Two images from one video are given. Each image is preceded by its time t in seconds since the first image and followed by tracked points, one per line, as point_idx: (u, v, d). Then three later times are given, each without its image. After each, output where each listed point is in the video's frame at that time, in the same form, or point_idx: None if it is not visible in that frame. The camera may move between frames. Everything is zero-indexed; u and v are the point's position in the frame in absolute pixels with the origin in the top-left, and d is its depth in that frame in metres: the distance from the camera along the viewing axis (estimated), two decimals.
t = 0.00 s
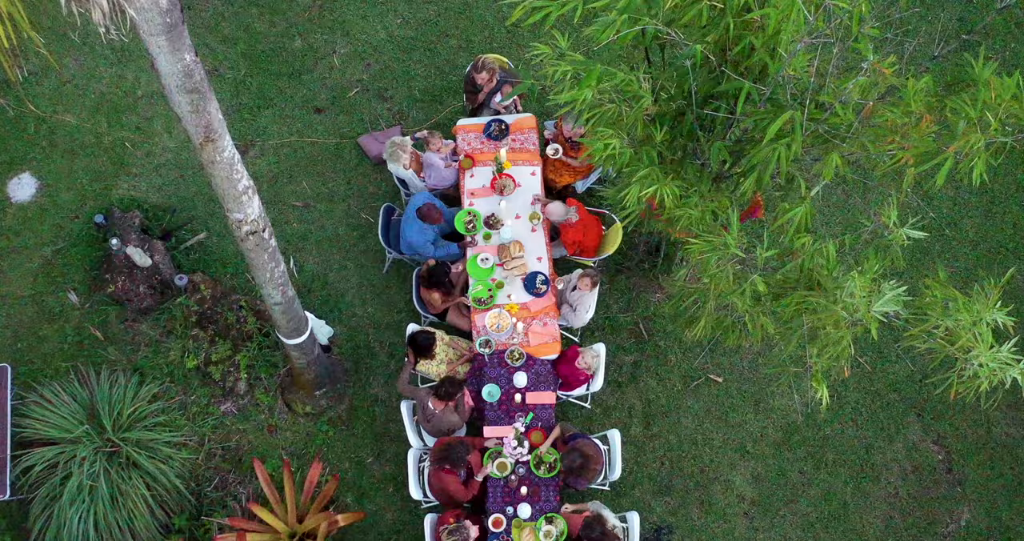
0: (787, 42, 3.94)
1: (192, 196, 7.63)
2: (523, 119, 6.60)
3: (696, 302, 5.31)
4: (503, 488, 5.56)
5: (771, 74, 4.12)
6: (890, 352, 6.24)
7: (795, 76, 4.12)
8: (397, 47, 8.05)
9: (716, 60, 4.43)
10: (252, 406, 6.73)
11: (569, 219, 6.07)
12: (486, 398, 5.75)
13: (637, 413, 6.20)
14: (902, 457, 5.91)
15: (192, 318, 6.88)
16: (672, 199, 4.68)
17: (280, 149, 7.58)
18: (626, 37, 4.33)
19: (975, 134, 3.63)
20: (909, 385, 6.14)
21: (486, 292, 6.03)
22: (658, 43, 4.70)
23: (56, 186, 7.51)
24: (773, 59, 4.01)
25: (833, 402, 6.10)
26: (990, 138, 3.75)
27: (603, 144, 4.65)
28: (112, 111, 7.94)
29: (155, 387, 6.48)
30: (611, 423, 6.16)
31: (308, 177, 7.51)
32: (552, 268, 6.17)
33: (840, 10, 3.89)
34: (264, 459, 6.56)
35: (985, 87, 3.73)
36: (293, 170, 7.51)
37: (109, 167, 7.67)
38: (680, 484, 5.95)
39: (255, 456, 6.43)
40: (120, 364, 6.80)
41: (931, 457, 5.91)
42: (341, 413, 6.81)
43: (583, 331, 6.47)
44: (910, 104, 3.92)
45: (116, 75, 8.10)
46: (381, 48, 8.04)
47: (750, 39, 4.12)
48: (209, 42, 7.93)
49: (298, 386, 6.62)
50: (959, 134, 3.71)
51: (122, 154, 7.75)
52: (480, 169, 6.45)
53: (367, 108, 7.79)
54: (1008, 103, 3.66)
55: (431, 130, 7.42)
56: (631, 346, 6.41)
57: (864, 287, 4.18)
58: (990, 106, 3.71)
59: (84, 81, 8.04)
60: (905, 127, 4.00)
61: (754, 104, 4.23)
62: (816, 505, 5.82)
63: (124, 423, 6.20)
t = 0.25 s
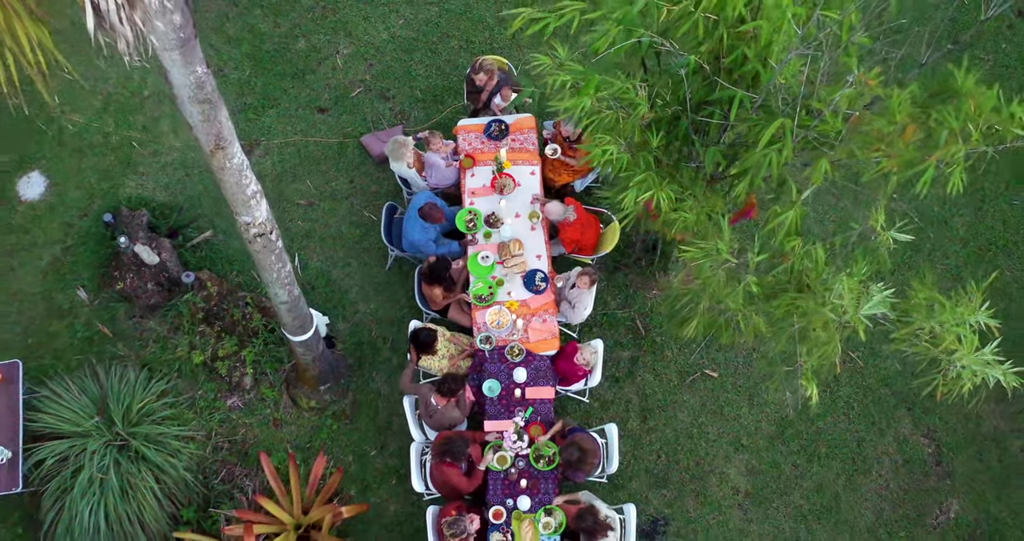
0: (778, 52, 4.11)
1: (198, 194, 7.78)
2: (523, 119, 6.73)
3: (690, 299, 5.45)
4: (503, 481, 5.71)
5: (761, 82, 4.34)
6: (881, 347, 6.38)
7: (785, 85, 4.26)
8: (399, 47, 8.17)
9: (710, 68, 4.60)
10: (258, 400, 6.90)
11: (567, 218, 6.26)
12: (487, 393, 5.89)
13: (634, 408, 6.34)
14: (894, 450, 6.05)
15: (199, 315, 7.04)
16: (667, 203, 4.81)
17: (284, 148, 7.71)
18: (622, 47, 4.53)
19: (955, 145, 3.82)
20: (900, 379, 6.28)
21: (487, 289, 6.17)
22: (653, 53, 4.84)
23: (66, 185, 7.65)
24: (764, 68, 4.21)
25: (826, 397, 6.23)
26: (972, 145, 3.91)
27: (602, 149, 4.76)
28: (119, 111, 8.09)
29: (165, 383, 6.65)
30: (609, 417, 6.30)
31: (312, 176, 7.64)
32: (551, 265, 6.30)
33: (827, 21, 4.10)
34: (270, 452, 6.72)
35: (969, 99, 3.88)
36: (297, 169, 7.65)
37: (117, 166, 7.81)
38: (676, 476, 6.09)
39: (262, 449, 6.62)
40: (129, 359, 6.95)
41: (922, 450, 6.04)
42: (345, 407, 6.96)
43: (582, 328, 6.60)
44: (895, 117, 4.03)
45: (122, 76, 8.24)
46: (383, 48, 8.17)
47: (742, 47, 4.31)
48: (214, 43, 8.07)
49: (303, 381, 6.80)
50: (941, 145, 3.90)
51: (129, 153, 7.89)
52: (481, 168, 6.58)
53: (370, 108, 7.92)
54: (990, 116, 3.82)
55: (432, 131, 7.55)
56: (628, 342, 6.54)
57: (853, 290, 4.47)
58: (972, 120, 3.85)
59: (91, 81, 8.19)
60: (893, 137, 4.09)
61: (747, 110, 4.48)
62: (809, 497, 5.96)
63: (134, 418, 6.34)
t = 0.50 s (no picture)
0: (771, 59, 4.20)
1: (204, 192, 7.92)
2: (522, 118, 6.84)
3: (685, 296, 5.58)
4: (503, 472, 5.87)
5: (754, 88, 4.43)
6: (874, 341, 6.50)
7: (777, 90, 4.41)
8: (401, 47, 8.29)
9: (704, 74, 4.70)
10: (263, 394, 7.07)
11: (566, 215, 6.37)
12: (488, 386, 6.03)
13: (631, 401, 6.48)
14: (885, 442, 6.18)
15: (206, 310, 7.18)
16: (663, 204, 4.93)
17: (288, 146, 7.84)
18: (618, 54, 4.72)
19: (938, 154, 4.02)
20: (892, 373, 6.41)
21: (487, 285, 6.30)
22: (648, 58, 4.95)
23: (74, 182, 7.80)
24: (756, 74, 4.32)
25: (819, 390, 6.36)
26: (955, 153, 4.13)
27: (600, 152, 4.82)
28: (126, 109, 8.23)
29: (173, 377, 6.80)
30: (607, 410, 6.44)
31: (316, 173, 7.78)
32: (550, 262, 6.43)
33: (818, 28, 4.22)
34: (276, 444, 6.89)
35: (952, 108, 4.08)
36: (301, 166, 7.78)
37: (124, 163, 7.96)
38: (672, 468, 6.23)
39: (268, 441, 6.77)
40: (137, 353, 7.10)
41: (913, 442, 6.17)
42: (348, 401, 7.12)
43: (580, 323, 6.74)
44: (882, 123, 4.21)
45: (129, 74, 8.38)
46: (386, 48, 8.28)
47: (735, 55, 4.43)
48: (219, 43, 8.19)
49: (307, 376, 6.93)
50: (925, 152, 4.13)
51: (136, 151, 8.04)
52: (481, 166, 6.70)
53: (372, 106, 8.05)
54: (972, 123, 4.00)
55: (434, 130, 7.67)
56: (626, 336, 6.67)
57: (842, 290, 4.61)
58: (956, 126, 4.04)
59: (98, 80, 8.32)
60: (880, 144, 4.33)
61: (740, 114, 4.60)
62: (802, 488, 6.10)
63: (143, 412, 6.48)
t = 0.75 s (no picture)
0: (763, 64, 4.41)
1: (210, 188, 8.06)
2: (522, 116, 6.96)
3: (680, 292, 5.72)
4: (504, 463, 6.01)
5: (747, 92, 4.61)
6: (867, 335, 6.62)
7: (770, 94, 4.54)
8: (403, 45, 8.40)
9: (698, 78, 4.87)
10: (269, 386, 7.23)
11: (566, 212, 6.49)
12: (488, 379, 6.17)
13: (629, 393, 6.61)
14: (877, 433, 6.31)
15: (212, 304, 7.33)
16: (659, 203, 5.06)
17: (292, 143, 7.97)
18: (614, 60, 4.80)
19: (925, 159, 4.14)
20: (885, 366, 6.53)
21: (488, 280, 6.41)
22: (645, 62, 5.13)
23: (81, 178, 7.94)
24: (749, 78, 4.51)
25: (813, 383, 6.48)
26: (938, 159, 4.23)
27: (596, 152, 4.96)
28: (133, 107, 8.37)
29: (181, 370, 6.96)
30: (605, 402, 6.58)
31: (319, 170, 7.91)
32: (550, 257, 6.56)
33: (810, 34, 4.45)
34: (281, 436, 7.05)
35: (938, 113, 4.18)
36: (304, 163, 7.91)
37: (131, 160, 8.10)
38: (668, 458, 6.38)
39: (273, 433, 6.94)
40: (145, 346, 7.26)
41: (904, 433, 6.30)
42: (352, 393, 7.26)
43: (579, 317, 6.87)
44: (869, 128, 4.33)
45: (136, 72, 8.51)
46: (388, 46, 8.40)
47: (729, 60, 4.63)
48: (224, 41, 8.32)
49: (312, 368, 7.13)
50: (913, 157, 4.22)
51: (143, 148, 8.18)
52: (482, 163, 6.81)
53: (375, 104, 8.17)
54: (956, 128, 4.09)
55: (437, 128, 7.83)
56: (624, 330, 6.80)
57: (832, 287, 4.72)
58: (942, 131, 4.14)
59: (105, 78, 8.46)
60: (867, 148, 4.41)
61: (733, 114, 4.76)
62: (796, 478, 6.24)
63: (152, 404, 6.64)
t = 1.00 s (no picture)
0: (754, 70, 4.51)
1: (215, 184, 8.19)
2: (521, 114, 7.06)
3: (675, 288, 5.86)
4: (503, 454, 6.16)
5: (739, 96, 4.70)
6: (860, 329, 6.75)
7: (761, 97, 4.66)
8: (404, 43, 8.52)
9: (692, 82, 4.97)
10: (273, 378, 7.38)
11: (566, 208, 6.62)
12: (488, 372, 6.32)
13: (626, 385, 6.75)
14: (868, 425, 6.45)
15: (218, 298, 7.50)
16: (654, 203, 5.20)
17: (296, 140, 8.11)
18: (610, 67, 4.93)
19: (912, 163, 4.27)
20: (877, 359, 6.65)
21: (488, 275, 6.55)
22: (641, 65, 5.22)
23: (88, 174, 8.07)
24: (740, 84, 4.59)
25: (806, 375, 6.61)
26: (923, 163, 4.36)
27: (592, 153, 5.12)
28: (139, 104, 8.50)
29: (189, 362, 7.11)
30: (602, 395, 6.72)
31: (323, 166, 8.05)
32: (548, 253, 6.70)
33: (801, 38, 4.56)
34: (286, 428, 7.21)
35: (923, 118, 4.29)
36: (308, 159, 8.05)
37: (137, 157, 8.24)
38: (664, 449, 6.53)
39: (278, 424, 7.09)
40: (153, 339, 7.41)
41: (895, 425, 6.44)
42: (355, 385, 7.42)
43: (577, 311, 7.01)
44: (858, 131, 4.42)
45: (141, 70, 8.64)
46: (390, 44, 8.52)
47: (721, 66, 4.71)
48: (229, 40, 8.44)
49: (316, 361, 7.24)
50: (899, 161, 4.35)
51: (149, 145, 8.32)
52: (482, 161, 6.94)
53: (377, 101, 8.30)
54: (940, 133, 4.21)
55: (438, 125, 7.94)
56: (621, 323, 6.94)
57: (821, 285, 4.85)
58: (927, 135, 4.26)
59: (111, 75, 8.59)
60: (854, 151, 4.52)
61: (725, 117, 4.88)
62: (788, 468, 6.39)
63: (160, 395, 6.78)
